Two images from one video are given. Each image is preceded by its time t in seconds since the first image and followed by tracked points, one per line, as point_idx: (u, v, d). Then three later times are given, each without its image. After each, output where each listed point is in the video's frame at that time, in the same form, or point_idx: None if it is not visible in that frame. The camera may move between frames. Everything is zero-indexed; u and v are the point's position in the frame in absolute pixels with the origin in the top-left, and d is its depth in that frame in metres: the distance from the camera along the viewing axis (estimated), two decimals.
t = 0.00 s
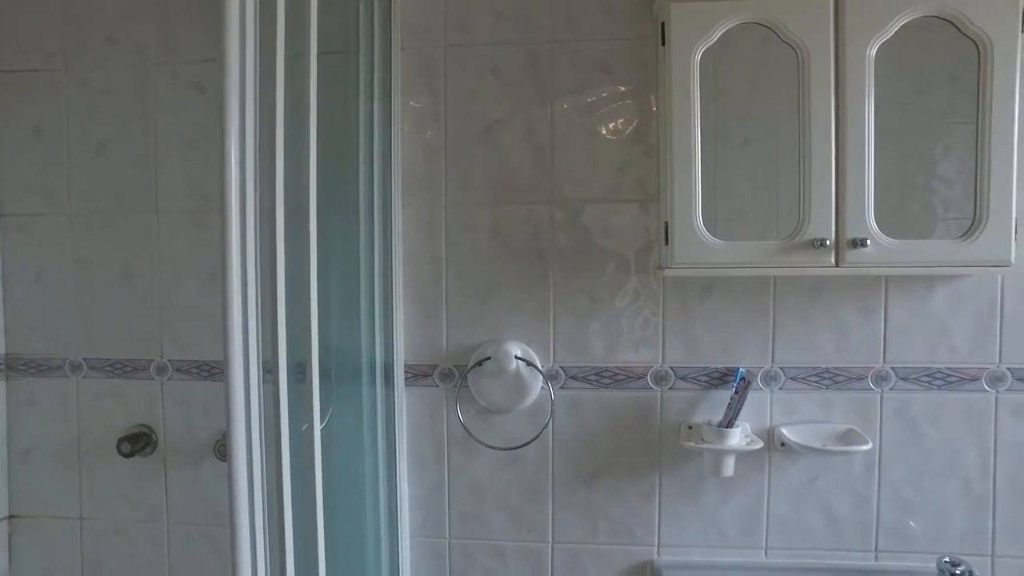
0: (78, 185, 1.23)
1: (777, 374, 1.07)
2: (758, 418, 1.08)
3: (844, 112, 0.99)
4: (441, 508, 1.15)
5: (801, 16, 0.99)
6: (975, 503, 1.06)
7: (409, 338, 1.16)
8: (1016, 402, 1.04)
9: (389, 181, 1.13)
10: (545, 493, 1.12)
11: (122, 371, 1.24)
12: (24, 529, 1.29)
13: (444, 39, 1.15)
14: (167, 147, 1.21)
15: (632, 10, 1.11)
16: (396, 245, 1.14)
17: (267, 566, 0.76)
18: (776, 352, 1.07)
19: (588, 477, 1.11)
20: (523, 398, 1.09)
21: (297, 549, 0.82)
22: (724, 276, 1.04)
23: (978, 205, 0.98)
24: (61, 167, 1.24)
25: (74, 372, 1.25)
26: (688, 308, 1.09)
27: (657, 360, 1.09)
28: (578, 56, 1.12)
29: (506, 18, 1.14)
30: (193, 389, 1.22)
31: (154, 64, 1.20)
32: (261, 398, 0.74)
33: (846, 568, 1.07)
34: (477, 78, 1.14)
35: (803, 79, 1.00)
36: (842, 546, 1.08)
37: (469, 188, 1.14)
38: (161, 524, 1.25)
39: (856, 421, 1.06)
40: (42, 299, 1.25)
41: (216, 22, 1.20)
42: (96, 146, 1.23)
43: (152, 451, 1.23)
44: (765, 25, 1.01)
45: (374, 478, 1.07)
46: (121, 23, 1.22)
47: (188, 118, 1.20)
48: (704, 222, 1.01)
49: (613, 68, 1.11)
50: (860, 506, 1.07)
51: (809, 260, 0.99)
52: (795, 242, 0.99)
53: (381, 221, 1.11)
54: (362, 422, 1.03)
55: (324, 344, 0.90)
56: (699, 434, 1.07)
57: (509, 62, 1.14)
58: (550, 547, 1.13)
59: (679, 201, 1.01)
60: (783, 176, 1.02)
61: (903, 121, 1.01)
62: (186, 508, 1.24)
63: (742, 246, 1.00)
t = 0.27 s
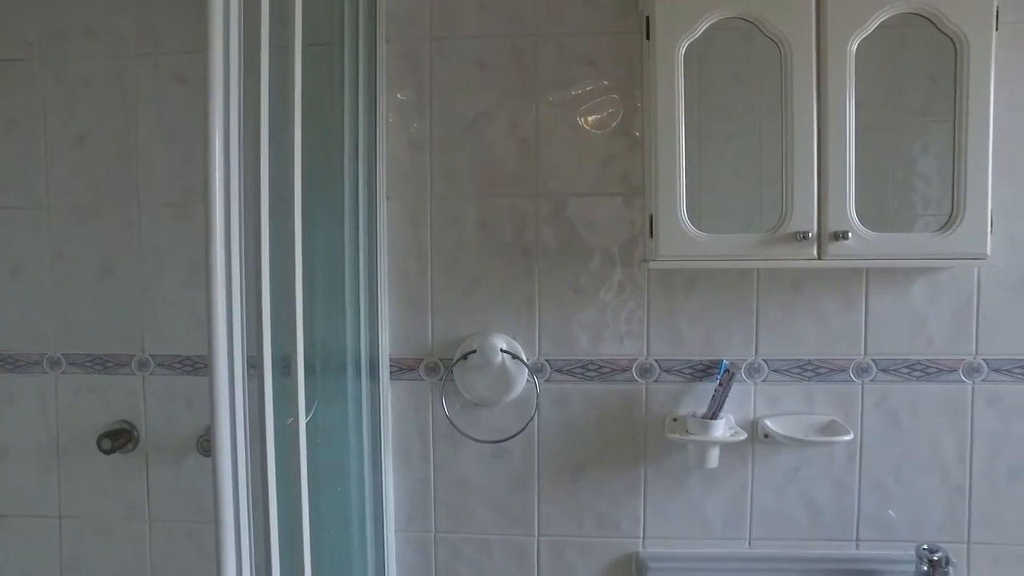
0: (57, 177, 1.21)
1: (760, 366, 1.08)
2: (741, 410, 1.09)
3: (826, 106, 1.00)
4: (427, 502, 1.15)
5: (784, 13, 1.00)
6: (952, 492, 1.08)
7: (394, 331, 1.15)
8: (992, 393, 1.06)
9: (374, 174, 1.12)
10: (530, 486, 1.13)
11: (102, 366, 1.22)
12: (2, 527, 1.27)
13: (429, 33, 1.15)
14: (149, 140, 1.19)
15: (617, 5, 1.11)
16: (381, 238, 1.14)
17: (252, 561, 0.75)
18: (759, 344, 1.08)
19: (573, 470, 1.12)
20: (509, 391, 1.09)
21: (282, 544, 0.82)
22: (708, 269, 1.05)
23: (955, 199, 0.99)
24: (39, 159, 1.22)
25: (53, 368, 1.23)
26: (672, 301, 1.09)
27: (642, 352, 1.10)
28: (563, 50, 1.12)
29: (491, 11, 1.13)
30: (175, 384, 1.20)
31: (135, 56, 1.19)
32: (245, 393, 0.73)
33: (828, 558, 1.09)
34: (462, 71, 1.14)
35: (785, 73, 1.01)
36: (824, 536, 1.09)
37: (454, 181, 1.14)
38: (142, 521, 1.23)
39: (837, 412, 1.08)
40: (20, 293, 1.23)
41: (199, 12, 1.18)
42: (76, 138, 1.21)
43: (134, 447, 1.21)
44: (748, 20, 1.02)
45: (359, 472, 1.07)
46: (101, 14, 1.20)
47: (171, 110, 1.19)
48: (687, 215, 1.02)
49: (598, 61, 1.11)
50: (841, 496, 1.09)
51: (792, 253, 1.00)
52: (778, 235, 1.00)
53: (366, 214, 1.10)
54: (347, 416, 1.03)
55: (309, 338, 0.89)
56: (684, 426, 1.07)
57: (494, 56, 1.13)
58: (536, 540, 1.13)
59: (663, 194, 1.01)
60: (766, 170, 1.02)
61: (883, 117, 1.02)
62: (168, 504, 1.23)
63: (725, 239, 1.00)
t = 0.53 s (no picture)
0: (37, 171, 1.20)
1: (746, 360, 1.09)
2: (727, 403, 1.10)
3: (811, 102, 1.01)
4: (414, 497, 1.15)
5: (769, 9, 1.00)
6: (933, 483, 1.09)
7: (381, 326, 1.15)
8: (972, 385, 1.08)
9: (361, 168, 1.11)
10: (518, 480, 1.13)
11: (84, 362, 1.20)
12: None
13: (416, 26, 1.14)
14: (131, 132, 1.18)
15: None
16: (368, 232, 1.13)
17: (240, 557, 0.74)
18: (745, 338, 1.09)
19: (561, 464, 1.12)
20: (496, 386, 1.09)
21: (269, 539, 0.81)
22: (695, 262, 1.05)
23: (936, 194, 1.00)
24: (19, 152, 1.20)
25: (33, 364, 1.21)
26: (659, 295, 1.10)
27: (629, 346, 1.10)
28: (550, 44, 1.12)
29: (479, 5, 1.13)
30: (159, 380, 1.19)
31: (116, 48, 1.17)
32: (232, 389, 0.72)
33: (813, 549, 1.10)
34: (449, 65, 1.13)
35: (771, 69, 1.02)
36: (809, 527, 1.10)
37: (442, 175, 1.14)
38: (125, 519, 1.22)
39: (822, 405, 1.09)
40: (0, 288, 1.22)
41: (182, 4, 1.17)
42: (56, 131, 1.19)
43: (116, 444, 1.20)
44: (735, 16, 1.02)
45: (346, 467, 1.06)
46: (82, 4, 1.18)
47: (154, 103, 1.17)
48: (675, 209, 1.02)
49: (585, 56, 1.11)
50: (825, 487, 1.10)
51: (777, 246, 1.01)
52: (764, 229, 1.00)
53: (353, 208, 1.09)
54: (334, 412, 1.02)
55: (295, 333, 0.88)
56: (671, 419, 1.08)
57: (481, 50, 1.13)
58: (524, 535, 1.13)
59: (650, 189, 1.01)
60: (751, 165, 1.03)
61: (866, 113, 1.03)
62: (152, 502, 1.21)
63: (711, 233, 1.01)
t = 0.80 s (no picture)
0: (17, 163, 1.18)
1: (732, 353, 1.09)
2: (714, 396, 1.10)
3: (796, 96, 1.01)
4: (402, 491, 1.15)
5: (754, 4, 1.01)
6: (916, 474, 1.10)
7: (368, 320, 1.15)
8: (953, 376, 1.09)
9: (347, 161, 1.11)
10: (505, 474, 1.13)
11: (66, 358, 1.19)
12: None
13: (403, 19, 1.13)
14: (114, 125, 1.16)
15: None
16: (355, 226, 1.13)
17: (225, 553, 0.73)
18: (731, 331, 1.09)
19: (548, 458, 1.12)
20: (483, 379, 1.09)
21: (255, 534, 0.80)
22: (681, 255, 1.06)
23: (918, 187, 1.01)
24: None
25: (13, 360, 1.20)
26: (646, 289, 1.10)
27: (616, 340, 1.10)
28: (537, 38, 1.12)
29: None
30: (143, 375, 1.18)
31: (97, 38, 1.15)
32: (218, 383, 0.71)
33: (798, 539, 1.11)
34: (436, 57, 1.13)
35: (757, 63, 1.02)
36: (794, 518, 1.11)
37: (429, 169, 1.13)
38: (108, 516, 1.21)
39: (807, 397, 1.10)
40: None
41: None
42: (37, 123, 1.17)
43: (99, 440, 1.18)
44: (721, 11, 1.03)
45: (333, 462, 1.05)
46: None
47: (138, 95, 1.16)
48: (661, 203, 1.02)
49: (573, 50, 1.11)
50: (810, 479, 1.11)
51: (763, 239, 1.01)
52: (750, 222, 1.01)
53: (340, 201, 1.09)
54: (320, 406, 1.01)
55: (281, 326, 0.87)
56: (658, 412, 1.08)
57: (468, 43, 1.12)
58: (512, 528, 1.13)
59: (636, 182, 1.01)
60: (737, 158, 1.03)
61: (849, 107, 1.04)
62: (135, 499, 1.20)
63: (698, 226, 1.01)
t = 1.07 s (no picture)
0: None
1: (719, 348, 1.10)
2: (701, 390, 1.11)
3: (783, 92, 1.02)
4: (390, 487, 1.14)
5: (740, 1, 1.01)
6: (900, 467, 1.12)
7: (355, 316, 1.14)
8: (936, 370, 1.10)
9: (335, 156, 1.10)
10: (494, 470, 1.13)
11: (48, 355, 1.17)
12: None
13: (391, 14, 1.13)
14: (97, 119, 1.15)
15: None
16: (342, 221, 1.12)
17: (212, 552, 0.73)
18: (718, 326, 1.10)
19: (537, 453, 1.12)
20: (471, 375, 1.09)
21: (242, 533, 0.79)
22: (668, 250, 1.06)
23: (902, 183, 1.02)
24: None
25: None
26: (634, 284, 1.10)
27: (603, 335, 1.11)
28: (525, 34, 1.12)
29: None
30: (127, 372, 1.17)
31: (80, 31, 1.14)
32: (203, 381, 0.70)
33: (784, 533, 1.12)
34: (423, 52, 1.12)
35: (743, 60, 1.03)
36: (780, 512, 1.12)
37: (416, 164, 1.13)
38: (92, 514, 1.19)
39: (793, 392, 1.10)
40: None
41: None
42: (17, 116, 1.16)
43: (83, 438, 1.17)
44: (708, 7, 1.03)
45: (320, 458, 1.05)
46: None
47: (121, 88, 1.15)
48: (649, 198, 1.02)
49: (560, 46, 1.11)
50: (796, 472, 1.12)
51: (750, 234, 1.02)
52: (736, 217, 1.01)
53: (327, 197, 1.08)
54: (307, 403, 1.00)
55: (268, 322, 0.86)
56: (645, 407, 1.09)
57: (455, 38, 1.12)
58: (500, 524, 1.13)
59: (624, 178, 1.01)
60: (724, 154, 1.04)
61: (835, 104, 1.05)
62: (120, 497, 1.19)
63: (685, 221, 1.01)
